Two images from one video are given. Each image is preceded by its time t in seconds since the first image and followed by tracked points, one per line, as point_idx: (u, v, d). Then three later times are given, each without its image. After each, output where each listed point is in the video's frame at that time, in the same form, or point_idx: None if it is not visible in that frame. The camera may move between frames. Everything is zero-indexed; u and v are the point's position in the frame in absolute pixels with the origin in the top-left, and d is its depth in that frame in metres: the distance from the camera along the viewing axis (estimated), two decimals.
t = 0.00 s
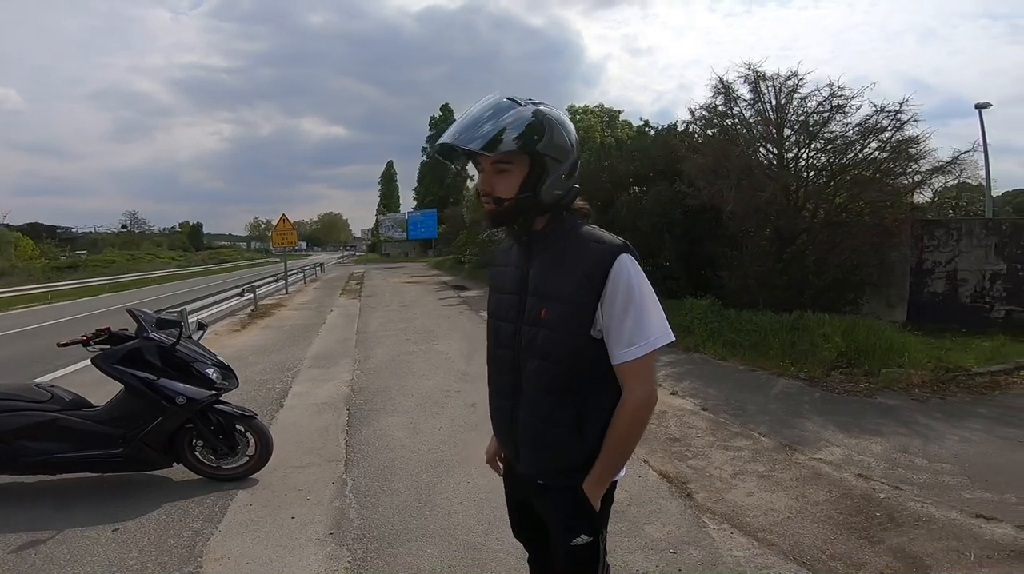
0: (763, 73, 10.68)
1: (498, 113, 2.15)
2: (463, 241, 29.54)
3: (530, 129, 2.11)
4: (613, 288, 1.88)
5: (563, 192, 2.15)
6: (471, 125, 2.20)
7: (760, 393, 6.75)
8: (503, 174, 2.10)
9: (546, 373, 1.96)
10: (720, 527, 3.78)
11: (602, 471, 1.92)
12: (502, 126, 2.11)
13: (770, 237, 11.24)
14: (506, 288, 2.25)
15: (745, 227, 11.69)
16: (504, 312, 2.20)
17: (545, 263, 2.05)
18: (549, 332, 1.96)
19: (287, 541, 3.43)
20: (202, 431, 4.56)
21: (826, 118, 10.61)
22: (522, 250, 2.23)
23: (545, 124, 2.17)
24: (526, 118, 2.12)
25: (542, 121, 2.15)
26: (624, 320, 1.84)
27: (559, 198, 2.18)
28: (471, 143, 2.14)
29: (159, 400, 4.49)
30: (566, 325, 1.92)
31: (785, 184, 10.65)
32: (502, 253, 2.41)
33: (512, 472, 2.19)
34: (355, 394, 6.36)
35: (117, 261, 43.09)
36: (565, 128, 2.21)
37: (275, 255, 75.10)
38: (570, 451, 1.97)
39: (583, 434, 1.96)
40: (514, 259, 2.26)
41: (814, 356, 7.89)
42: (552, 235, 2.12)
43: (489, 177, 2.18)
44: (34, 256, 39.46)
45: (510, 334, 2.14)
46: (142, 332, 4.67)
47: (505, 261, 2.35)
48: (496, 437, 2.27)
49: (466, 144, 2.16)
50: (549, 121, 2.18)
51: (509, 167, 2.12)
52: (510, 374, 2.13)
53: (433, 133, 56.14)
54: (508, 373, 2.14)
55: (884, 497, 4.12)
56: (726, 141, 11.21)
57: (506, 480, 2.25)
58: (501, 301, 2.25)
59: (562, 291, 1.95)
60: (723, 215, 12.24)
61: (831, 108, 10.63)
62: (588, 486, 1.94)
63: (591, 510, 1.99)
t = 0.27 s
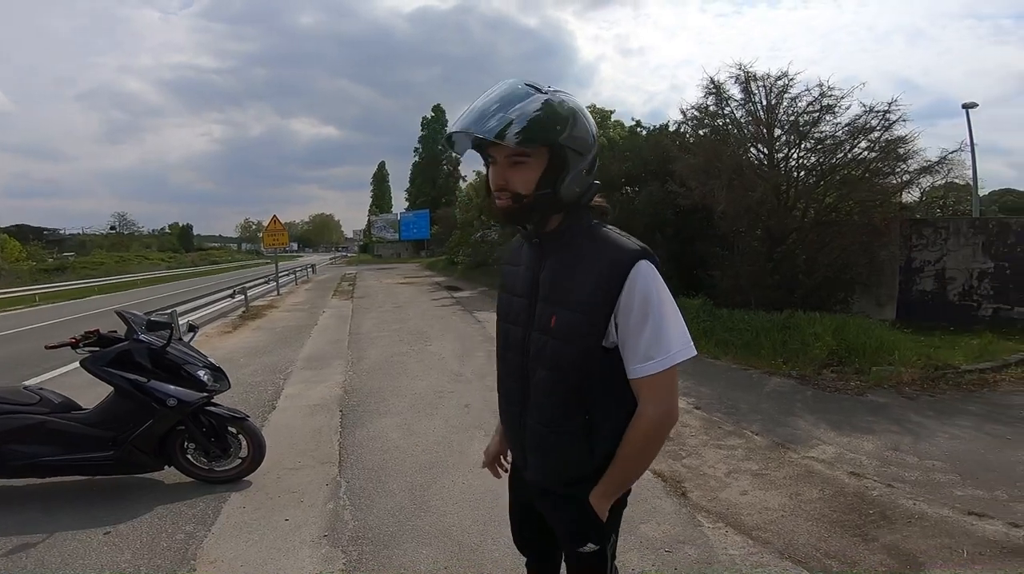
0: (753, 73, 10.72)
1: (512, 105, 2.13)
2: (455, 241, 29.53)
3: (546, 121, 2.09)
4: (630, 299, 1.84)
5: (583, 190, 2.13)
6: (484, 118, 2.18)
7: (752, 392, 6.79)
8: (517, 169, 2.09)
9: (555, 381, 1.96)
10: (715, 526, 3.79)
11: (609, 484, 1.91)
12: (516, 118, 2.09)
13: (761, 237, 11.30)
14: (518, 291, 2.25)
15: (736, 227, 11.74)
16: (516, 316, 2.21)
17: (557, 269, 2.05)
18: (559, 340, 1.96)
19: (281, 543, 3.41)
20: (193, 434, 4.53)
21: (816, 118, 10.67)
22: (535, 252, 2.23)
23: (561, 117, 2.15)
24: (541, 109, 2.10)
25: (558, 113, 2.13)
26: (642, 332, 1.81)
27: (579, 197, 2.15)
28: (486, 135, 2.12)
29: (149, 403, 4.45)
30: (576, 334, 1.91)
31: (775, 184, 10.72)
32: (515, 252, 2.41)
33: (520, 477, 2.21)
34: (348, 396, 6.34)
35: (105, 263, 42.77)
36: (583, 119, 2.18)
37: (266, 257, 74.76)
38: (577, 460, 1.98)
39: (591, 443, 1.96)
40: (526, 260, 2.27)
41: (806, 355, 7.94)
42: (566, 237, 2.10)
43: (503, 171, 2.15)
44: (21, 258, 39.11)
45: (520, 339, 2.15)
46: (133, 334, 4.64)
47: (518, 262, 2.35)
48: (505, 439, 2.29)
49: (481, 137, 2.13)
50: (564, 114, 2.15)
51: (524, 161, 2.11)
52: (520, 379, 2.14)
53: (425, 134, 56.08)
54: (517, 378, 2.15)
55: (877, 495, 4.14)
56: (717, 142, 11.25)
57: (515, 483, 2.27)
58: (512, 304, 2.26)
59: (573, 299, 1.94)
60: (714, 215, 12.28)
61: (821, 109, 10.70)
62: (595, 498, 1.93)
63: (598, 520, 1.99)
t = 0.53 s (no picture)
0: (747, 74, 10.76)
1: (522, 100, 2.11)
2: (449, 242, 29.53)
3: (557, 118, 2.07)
4: (642, 309, 1.83)
5: (597, 190, 2.13)
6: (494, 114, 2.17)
7: (747, 391, 6.81)
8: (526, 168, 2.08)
9: (562, 388, 1.96)
10: (711, 526, 3.80)
11: (611, 495, 1.91)
12: (525, 115, 2.08)
13: (755, 237, 11.34)
14: (525, 295, 2.25)
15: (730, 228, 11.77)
16: (521, 321, 2.21)
17: (567, 274, 2.04)
18: (567, 347, 1.95)
19: (276, 545, 3.39)
20: (187, 435, 4.50)
21: (809, 119, 10.72)
22: (544, 255, 2.22)
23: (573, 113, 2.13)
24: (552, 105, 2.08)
25: (569, 109, 2.11)
26: (653, 344, 1.81)
27: (592, 196, 2.15)
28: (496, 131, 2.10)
29: (143, 405, 4.43)
30: (584, 342, 1.91)
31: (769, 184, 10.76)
32: (523, 252, 2.41)
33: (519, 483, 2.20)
34: (342, 397, 6.32)
35: (97, 264, 42.54)
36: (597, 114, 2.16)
37: (260, 257, 74.51)
38: (580, 469, 1.97)
39: (594, 453, 1.96)
40: (534, 263, 2.27)
41: (799, 355, 7.96)
42: (577, 241, 2.10)
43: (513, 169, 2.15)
44: (12, 259, 38.85)
45: (526, 344, 2.15)
46: (125, 336, 4.59)
47: (525, 264, 2.35)
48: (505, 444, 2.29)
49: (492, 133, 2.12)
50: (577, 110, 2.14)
51: (534, 159, 2.10)
52: (523, 385, 2.13)
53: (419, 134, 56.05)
54: (521, 383, 2.15)
55: (871, 494, 4.16)
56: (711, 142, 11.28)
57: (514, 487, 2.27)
58: (518, 308, 2.26)
59: (582, 307, 1.94)
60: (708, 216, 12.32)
61: (814, 109, 10.74)
62: (596, 510, 1.92)
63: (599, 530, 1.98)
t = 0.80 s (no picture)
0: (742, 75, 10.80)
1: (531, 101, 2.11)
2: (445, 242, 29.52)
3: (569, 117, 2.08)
4: (647, 307, 1.85)
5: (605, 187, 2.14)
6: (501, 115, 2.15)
7: (742, 391, 6.84)
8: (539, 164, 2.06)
9: (564, 386, 1.96)
10: (706, 526, 3.81)
11: (611, 493, 1.92)
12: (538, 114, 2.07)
13: (749, 238, 11.38)
14: (523, 293, 2.24)
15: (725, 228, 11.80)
16: (519, 319, 2.19)
17: (571, 271, 2.04)
18: (571, 345, 1.95)
19: (271, 546, 3.38)
20: (181, 437, 4.48)
21: (803, 120, 10.76)
22: (546, 252, 2.22)
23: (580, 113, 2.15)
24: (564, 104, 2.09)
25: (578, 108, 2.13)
26: (656, 341, 1.82)
27: (600, 193, 2.16)
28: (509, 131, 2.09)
29: (136, 406, 4.41)
30: (589, 339, 1.91)
31: (763, 185, 10.80)
32: (522, 252, 2.41)
33: (513, 483, 2.19)
34: (338, 398, 6.31)
35: (91, 264, 42.34)
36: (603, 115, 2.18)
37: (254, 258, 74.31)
38: (580, 468, 1.97)
39: (594, 452, 1.96)
40: (534, 261, 2.26)
41: (793, 355, 7.99)
42: (583, 238, 2.10)
43: (524, 168, 2.13)
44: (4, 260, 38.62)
45: (525, 341, 2.14)
46: (119, 337, 4.58)
47: (524, 262, 2.34)
48: (496, 444, 2.27)
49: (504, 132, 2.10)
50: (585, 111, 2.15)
51: (546, 156, 2.09)
52: (522, 383, 2.12)
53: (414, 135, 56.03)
54: (519, 381, 2.14)
55: (865, 494, 4.18)
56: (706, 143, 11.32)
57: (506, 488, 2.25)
58: (516, 306, 2.25)
59: (588, 304, 1.94)
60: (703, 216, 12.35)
61: (808, 110, 10.79)
62: (597, 509, 1.94)
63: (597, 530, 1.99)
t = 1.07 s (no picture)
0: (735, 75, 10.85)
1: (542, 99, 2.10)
2: (439, 243, 29.49)
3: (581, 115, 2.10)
4: (636, 302, 1.88)
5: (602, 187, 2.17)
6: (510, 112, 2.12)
7: (735, 390, 6.87)
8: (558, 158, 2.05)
9: (557, 381, 1.97)
10: (700, 524, 3.83)
11: (604, 487, 1.94)
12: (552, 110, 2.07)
13: (742, 238, 11.43)
14: (513, 290, 2.25)
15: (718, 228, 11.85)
16: (511, 315, 2.20)
17: (563, 268, 2.06)
18: (564, 339, 1.96)
19: (266, 547, 3.38)
20: (175, 438, 4.48)
21: (796, 120, 10.82)
22: (536, 251, 2.24)
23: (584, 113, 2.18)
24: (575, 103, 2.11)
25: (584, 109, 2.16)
26: (646, 335, 1.85)
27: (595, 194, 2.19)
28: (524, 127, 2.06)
29: (130, 407, 4.39)
30: (582, 334, 1.93)
31: (756, 185, 10.85)
32: (512, 252, 2.42)
33: (503, 481, 2.18)
34: (332, 399, 6.30)
35: (82, 266, 42.08)
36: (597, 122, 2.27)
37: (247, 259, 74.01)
38: (573, 463, 1.98)
39: (587, 447, 1.97)
40: (526, 259, 2.27)
41: (786, 354, 8.03)
42: (575, 236, 2.12)
43: (535, 166, 2.11)
44: None
45: (517, 338, 2.14)
46: (112, 337, 4.56)
47: (514, 261, 2.35)
48: (486, 442, 2.26)
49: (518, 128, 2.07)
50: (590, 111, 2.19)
51: (561, 152, 2.09)
52: (514, 379, 2.13)
53: (408, 135, 55.95)
54: (511, 378, 2.14)
55: (857, 492, 4.22)
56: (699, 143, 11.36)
57: (495, 487, 2.24)
58: (506, 303, 2.25)
59: (580, 299, 1.96)
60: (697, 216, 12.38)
61: (800, 111, 10.85)
62: (589, 502, 1.97)
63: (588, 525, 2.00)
